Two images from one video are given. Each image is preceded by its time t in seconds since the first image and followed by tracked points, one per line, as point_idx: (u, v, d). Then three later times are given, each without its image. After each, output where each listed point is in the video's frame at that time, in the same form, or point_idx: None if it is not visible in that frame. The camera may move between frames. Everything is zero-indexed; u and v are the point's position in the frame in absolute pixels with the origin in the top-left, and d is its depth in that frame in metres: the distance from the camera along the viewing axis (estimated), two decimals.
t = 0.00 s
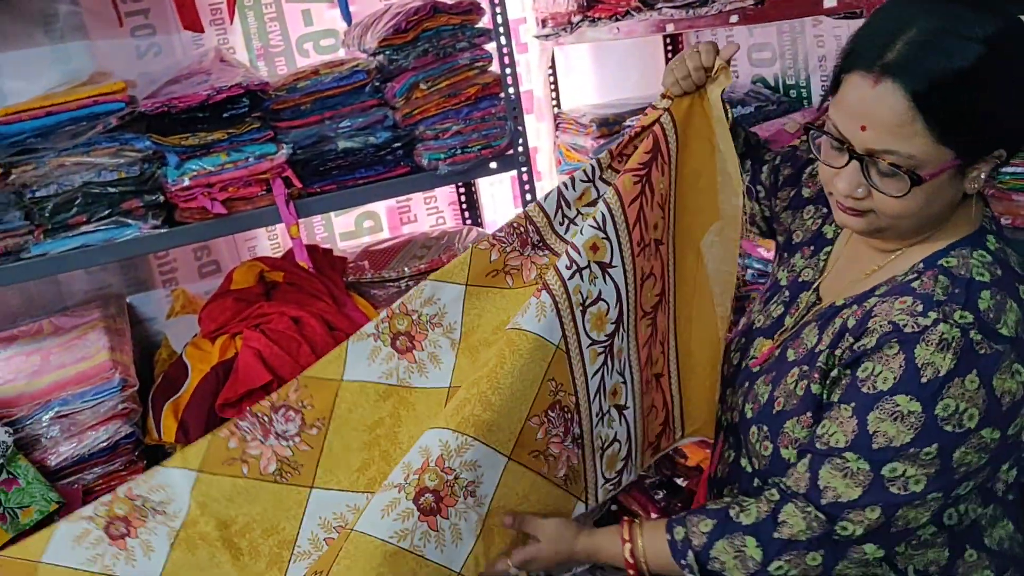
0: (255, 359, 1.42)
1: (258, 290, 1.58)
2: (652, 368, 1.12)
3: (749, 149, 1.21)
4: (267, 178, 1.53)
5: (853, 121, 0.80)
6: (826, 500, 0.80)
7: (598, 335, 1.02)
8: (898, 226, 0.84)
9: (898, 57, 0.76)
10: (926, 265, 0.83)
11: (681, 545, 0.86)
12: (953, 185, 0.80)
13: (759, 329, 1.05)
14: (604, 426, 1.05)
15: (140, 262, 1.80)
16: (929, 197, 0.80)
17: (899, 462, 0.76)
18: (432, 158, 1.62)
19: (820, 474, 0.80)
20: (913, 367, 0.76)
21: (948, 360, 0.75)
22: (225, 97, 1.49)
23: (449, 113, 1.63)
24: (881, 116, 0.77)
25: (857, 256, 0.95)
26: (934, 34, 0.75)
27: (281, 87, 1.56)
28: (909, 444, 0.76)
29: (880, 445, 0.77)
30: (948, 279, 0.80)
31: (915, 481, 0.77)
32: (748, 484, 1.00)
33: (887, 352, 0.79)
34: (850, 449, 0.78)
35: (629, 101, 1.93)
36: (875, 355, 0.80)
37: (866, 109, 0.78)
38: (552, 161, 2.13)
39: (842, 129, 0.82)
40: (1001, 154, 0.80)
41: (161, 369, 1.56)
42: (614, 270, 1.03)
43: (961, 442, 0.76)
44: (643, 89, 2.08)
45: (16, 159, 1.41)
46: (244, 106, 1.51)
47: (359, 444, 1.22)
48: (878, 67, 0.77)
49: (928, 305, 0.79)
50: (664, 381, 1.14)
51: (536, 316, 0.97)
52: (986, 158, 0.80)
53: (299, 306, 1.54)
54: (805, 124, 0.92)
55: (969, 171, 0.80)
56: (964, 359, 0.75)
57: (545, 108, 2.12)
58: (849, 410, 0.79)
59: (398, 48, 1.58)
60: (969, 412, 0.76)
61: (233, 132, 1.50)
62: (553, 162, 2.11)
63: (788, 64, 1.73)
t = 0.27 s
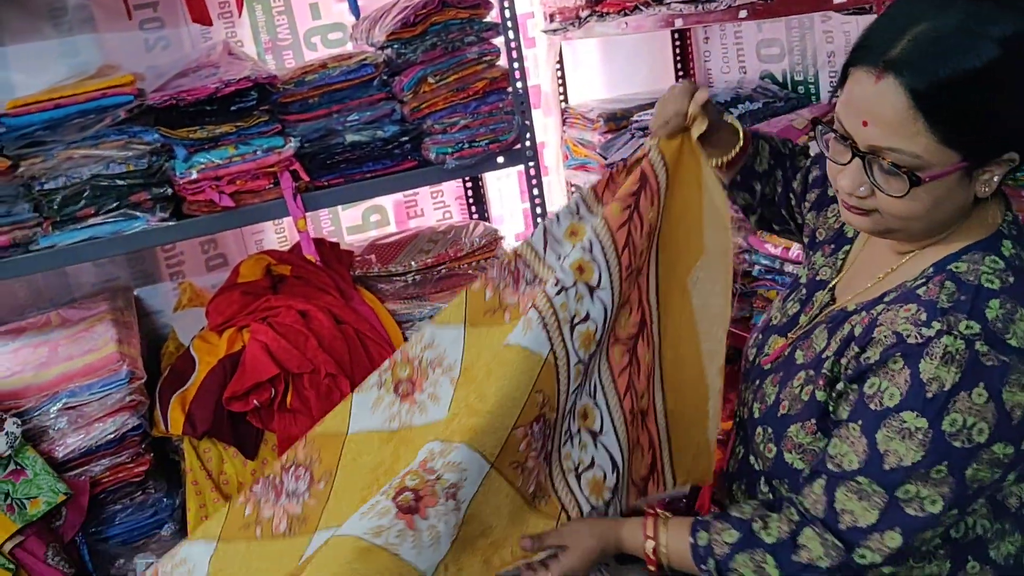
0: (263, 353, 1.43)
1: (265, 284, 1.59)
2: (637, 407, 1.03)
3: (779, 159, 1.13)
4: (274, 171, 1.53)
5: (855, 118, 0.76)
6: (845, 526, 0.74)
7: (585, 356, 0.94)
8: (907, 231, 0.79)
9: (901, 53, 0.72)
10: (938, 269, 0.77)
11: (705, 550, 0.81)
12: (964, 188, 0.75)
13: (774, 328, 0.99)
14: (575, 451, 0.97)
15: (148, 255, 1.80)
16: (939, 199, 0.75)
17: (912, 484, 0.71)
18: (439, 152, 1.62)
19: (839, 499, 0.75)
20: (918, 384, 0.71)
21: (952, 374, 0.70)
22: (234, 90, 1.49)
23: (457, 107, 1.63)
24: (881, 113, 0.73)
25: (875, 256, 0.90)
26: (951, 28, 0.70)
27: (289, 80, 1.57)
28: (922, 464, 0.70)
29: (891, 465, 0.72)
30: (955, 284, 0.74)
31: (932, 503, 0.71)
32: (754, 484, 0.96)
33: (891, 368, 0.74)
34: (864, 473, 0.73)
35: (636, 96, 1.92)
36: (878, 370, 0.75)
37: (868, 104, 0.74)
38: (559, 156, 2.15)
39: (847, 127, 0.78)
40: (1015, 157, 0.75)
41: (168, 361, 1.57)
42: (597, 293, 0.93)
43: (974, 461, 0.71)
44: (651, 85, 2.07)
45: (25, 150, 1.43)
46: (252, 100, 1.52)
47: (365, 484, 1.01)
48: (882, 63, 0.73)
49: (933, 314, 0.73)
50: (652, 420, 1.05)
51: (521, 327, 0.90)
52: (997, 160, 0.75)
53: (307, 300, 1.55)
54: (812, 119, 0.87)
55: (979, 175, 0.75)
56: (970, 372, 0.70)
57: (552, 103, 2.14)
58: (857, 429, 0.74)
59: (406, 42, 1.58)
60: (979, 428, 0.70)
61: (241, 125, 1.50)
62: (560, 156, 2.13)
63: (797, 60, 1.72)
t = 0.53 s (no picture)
0: (264, 354, 1.43)
1: (268, 285, 1.59)
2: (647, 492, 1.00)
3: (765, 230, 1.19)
4: (277, 174, 1.54)
5: (843, 122, 0.77)
6: (908, 550, 0.72)
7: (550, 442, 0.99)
8: (905, 233, 0.79)
9: (883, 56, 0.73)
10: (950, 269, 0.77)
11: (770, 574, 0.77)
12: (959, 186, 0.75)
13: (780, 338, 0.99)
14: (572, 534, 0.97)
15: (151, 257, 1.80)
16: (935, 198, 0.75)
17: (969, 499, 0.69)
18: (441, 155, 1.62)
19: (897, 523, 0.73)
20: (953, 391, 0.70)
21: (988, 377, 0.69)
22: (236, 92, 1.50)
23: (460, 110, 1.63)
24: (871, 116, 0.74)
25: (884, 263, 0.90)
26: (949, 28, 0.70)
27: (291, 82, 1.57)
28: (973, 475, 0.69)
29: (942, 481, 0.69)
30: (971, 284, 0.74)
31: (986, 514, 0.70)
32: (773, 500, 0.95)
33: (923, 379, 0.72)
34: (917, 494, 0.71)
35: (639, 99, 1.93)
36: (908, 384, 0.73)
37: (856, 110, 0.75)
38: (562, 159, 2.04)
39: (838, 132, 0.79)
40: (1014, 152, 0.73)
41: (171, 363, 1.57)
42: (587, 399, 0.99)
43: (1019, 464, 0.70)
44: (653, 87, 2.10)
45: (30, 153, 1.43)
46: (254, 101, 1.52)
47: None
48: (866, 66, 0.74)
49: (954, 316, 0.72)
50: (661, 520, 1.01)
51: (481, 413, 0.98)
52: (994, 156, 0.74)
53: (308, 301, 1.55)
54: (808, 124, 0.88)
55: (975, 171, 0.74)
56: (1005, 373, 0.69)
57: (555, 105, 2.02)
58: (901, 451, 0.72)
59: (408, 45, 1.58)
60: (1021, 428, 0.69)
61: (244, 128, 1.51)
62: (565, 159, 2.03)
63: (800, 63, 1.72)
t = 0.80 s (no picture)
0: (268, 355, 1.43)
1: (273, 286, 1.59)
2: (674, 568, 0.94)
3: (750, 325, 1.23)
4: (282, 175, 1.54)
5: (836, 108, 0.84)
6: None
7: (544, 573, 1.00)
8: (904, 219, 0.84)
9: (871, 41, 0.80)
10: (975, 259, 0.82)
11: (908, 563, 0.82)
12: (954, 168, 0.81)
13: (784, 347, 1.04)
14: None
15: (156, 257, 1.81)
16: (929, 181, 0.81)
17: None
18: (446, 156, 1.63)
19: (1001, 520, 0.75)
20: None
21: None
22: (241, 94, 1.50)
23: (464, 111, 1.64)
24: (860, 99, 0.81)
25: (887, 262, 0.96)
26: (949, 27, 0.76)
27: (296, 83, 1.57)
28: None
29: None
30: (1002, 269, 0.80)
31: None
32: (788, 509, 1.02)
33: (998, 374, 0.76)
34: None
35: (643, 100, 1.93)
36: (985, 381, 0.76)
37: (847, 94, 0.82)
38: (566, 159, 2.02)
39: (832, 123, 0.86)
40: (1003, 133, 0.79)
41: (176, 363, 1.58)
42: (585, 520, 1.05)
43: None
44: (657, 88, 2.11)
45: (36, 154, 1.43)
46: (260, 103, 1.53)
47: None
48: (855, 52, 0.81)
49: (1005, 303, 0.77)
50: None
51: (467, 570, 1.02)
52: (985, 139, 0.79)
53: (313, 302, 1.55)
54: (805, 119, 0.94)
55: (969, 153, 0.80)
56: None
57: (559, 106, 2.00)
58: (1004, 453, 0.74)
59: (413, 46, 1.59)
60: None
61: (249, 129, 1.51)
62: (569, 160, 2.01)
63: (804, 64, 1.73)
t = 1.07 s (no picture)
0: (277, 350, 1.44)
1: (282, 282, 1.60)
2: None
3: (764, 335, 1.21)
4: (293, 171, 1.54)
5: (837, 112, 0.89)
6: None
7: None
8: (913, 214, 0.88)
9: (866, 43, 0.86)
10: (991, 245, 0.86)
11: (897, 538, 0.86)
12: (958, 160, 0.85)
13: (795, 354, 1.07)
14: None
15: (166, 252, 1.82)
16: (933, 175, 0.85)
17: None
18: (456, 154, 1.63)
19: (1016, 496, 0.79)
20: None
21: None
22: (252, 90, 1.51)
23: (474, 109, 1.64)
24: (861, 99, 0.86)
25: (894, 259, 1.00)
26: (953, 30, 0.81)
27: (308, 80, 1.58)
28: None
29: None
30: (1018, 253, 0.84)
31: None
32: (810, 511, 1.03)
33: (1010, 353, 0.80)
34: None
35: (653, 100, 1.93)
36: (997, 361, 0.80)
37: (845, 97, 0.88)
38: (574, 159, 2.06)
39: (836, 127, 0.91)
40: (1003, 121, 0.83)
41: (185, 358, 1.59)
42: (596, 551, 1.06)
43: None
44: (667, 87, 2.10)
45: (48, 148, 1.44)
46: (271, 99, 1.53)
47: None
48: (849, 56, 0.87)
49: None
50: None
51: None
52: (985, 129, 0.84)
53: (322, 298, 1.56)
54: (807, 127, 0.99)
55: (971, 143, 0.85)
56: None
57: (569, 106, 2.03)
58: (1006, 428, 0.79)
59: (424, 44, 1.59)
60: None
61: (260, 125, 1.52)
62: (577, 160, 2.05)
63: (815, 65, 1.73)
